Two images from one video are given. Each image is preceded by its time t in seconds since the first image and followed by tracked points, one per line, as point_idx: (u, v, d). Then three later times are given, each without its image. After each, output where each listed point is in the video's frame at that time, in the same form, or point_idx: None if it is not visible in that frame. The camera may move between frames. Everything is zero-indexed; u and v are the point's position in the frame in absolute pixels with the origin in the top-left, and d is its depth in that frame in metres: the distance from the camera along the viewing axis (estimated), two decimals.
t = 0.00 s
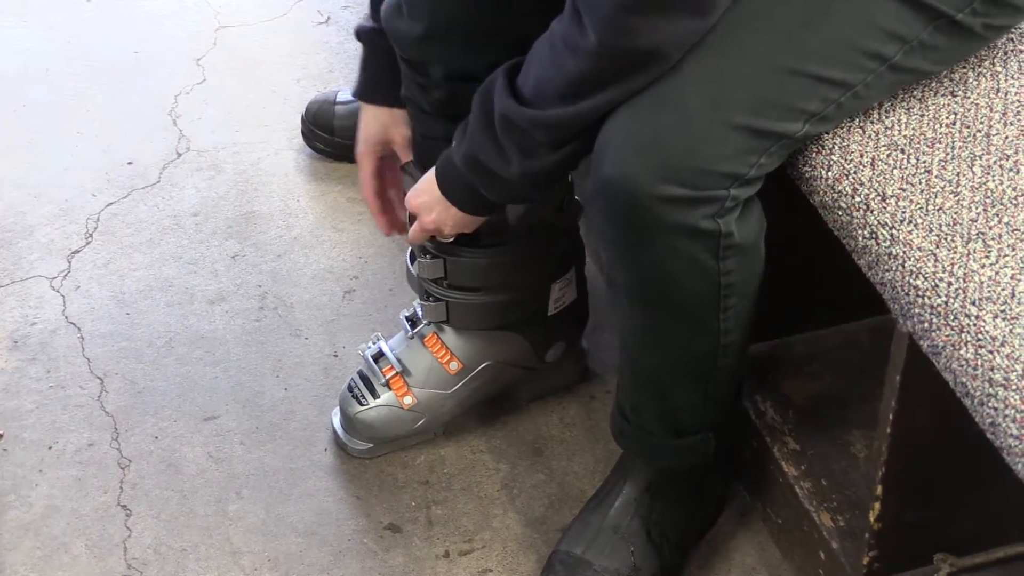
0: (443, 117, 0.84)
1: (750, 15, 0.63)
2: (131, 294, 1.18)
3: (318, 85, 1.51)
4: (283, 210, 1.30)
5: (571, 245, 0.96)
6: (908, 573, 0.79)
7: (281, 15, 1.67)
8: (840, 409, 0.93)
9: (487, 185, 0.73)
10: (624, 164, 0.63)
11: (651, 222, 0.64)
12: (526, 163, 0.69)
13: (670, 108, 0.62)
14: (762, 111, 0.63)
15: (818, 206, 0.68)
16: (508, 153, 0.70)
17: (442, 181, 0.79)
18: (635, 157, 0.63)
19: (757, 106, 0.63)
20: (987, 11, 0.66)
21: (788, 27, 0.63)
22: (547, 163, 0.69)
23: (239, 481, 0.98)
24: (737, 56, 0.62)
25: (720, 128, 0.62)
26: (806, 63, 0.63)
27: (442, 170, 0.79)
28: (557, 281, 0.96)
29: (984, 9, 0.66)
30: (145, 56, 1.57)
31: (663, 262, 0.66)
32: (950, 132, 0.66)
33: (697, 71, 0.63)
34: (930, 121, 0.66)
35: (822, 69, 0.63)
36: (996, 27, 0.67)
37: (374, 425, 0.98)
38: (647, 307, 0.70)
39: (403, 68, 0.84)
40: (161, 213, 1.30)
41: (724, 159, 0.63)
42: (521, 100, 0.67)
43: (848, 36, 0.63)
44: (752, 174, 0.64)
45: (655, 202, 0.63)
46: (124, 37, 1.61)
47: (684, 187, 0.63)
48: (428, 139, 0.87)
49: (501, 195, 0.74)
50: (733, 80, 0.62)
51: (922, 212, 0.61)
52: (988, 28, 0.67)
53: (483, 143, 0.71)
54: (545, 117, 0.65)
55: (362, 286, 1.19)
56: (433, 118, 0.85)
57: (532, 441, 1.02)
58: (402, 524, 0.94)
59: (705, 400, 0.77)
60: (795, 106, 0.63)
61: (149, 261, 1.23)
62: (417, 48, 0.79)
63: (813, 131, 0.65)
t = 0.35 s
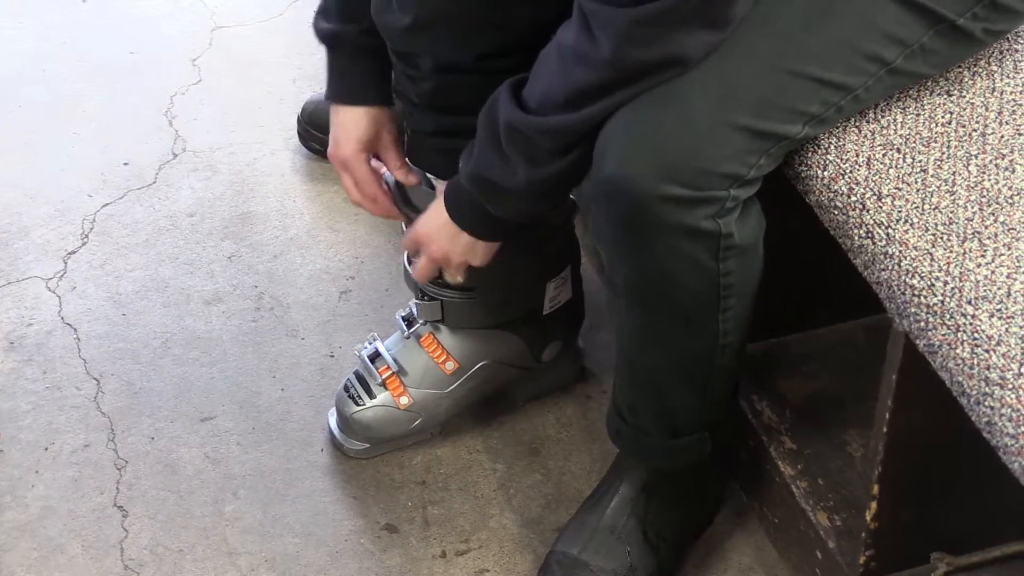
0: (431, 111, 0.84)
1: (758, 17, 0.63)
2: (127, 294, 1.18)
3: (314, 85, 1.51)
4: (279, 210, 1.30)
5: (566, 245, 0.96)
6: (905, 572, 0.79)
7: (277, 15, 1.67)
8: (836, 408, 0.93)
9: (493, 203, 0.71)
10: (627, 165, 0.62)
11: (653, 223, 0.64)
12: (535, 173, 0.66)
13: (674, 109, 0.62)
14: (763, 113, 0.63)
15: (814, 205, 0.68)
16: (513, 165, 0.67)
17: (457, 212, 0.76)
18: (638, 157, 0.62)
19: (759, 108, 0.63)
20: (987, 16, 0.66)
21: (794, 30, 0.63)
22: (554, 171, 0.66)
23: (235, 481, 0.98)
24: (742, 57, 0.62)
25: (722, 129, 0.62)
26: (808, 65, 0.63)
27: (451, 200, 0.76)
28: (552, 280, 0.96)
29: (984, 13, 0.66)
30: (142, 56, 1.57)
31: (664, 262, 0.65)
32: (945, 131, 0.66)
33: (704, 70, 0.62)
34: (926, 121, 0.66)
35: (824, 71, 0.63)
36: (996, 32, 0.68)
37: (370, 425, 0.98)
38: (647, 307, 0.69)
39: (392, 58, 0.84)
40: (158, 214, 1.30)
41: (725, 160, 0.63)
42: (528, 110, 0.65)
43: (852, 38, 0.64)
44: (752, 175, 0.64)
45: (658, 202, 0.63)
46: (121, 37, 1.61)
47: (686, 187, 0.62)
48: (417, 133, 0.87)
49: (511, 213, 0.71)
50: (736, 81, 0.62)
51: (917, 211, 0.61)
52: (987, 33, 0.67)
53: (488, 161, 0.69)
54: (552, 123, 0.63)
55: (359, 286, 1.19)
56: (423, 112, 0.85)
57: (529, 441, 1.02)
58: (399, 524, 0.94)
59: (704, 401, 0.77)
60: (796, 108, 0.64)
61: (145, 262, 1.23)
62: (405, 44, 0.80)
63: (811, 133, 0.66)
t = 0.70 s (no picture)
0: (431, 114, 0.84)
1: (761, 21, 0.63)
2: (125, 294, 1.18)
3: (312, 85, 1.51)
4: (277, 210, 1.30)
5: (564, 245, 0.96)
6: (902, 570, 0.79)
7: (275, 15, 1.67)
8: (835, 407, 0.93)
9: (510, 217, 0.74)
10: (629, 167, 0.62)
11: (655, 226, 0.64)
12: (546, 187, 0.70)
13: (677, 113, 0.62)
14: (766, 116, 0.63)
15: (812, 205, 0.68)
16: (524, 177, 0.70)
17: (479, 228, 0.79)
18: (641, 160, 0.62)
19: (760, 110, 0.63)
20: (988, 18, 0.66)
21: (794, 34, 0.63)
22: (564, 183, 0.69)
23: (234, 481, 0.98)
24: (744, 59, 0.63)
25: (724, 132, 0.62)
26: (810, 68, 0.63)
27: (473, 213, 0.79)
28: (551, 280, 0.96)
29: (985, 16, 0.66)
30: (139, 56, 1.56)
31: (666, 265, 0.65)
32: (943, 131, 0.66)
33: (706, 74, 0.62)
34: (923, 120, 0.66)
35: (826, 74, 0.64)
36: (996, 35, 0.68)
37: (369, 425, 0.98)
38: (648, 309, 0.69)
39: (394, 62, 0.84)
40: (156, 214, 1.29)
41: (727, 162, 0.63)
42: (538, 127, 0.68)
43: (853, 41, 0.64)
44: (754, 178, 0.64)
45: (661, 205, 0.62)
46: (118, 37, 1.61)
47: (689, 190, 0.62)
48: (419, 138, 0.87)
49: (524, 227, 0.74)
50: (739, 84, 0.62)
51: (916, 211, 0.61)
52: (988, 36, 0.67)
53: (502, 173, 0.72)
54: (560, 138, 0.66)
55: (357, 286, 1.19)
56: (422, 116, 0.85)
57: (527, 441, 1.02)
58: (397, 524, 0.94)
59: (704, 402, 0.77)
60: (798, 111, 0.64)
61: (143, 262, 1.23)
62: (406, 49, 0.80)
63: (814, 135, 0.66)
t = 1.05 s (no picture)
0: (427, 111, 0.84)
1: (763, 25, 0.64)
2: (125, 294, 1.18)
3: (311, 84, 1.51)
4: (276, 210, 1.30)
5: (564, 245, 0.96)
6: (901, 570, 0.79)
7: (274, 14, 1.67)
8: (834, 407, 0.93)
9: (523, 224, 0.74)
10: (636, 169, 0.62)
11: (662, 228, 0.63)
12: (558, 194, 0.70)
13: (681, 115, 0.62)
14: (770, 117, 0.63)
15: (811, 205, 0.68)
16: (535, 184, 0.70)
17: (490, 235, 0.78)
18: (648, 162, 0.62)
19: (765, 112, 0.63)
20: (989, 18, 0.67)
21: (797, 37, 0.64)
22: (576, 188, 0.69)
23: (233, 481, 0.98)
24: (747, 62, 0.63)
25: (730, 134, 0.62)
26: (814, 70, 0.64)
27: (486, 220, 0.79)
28: (551, 280, 0.96)
29: (986, 16, 0.67)
30: (138, 56, 1.56)
31: (673, 267, 0.65)
32: (943, 131, 0.66)
33: (711, 76, 0.63)
34: (923, 120, 0.66)
35: (831, 76, 0.64)
36: (997, 35, 0.68)
37: (368, 425, 0.98)
38: (654, 311, 0.69)
39: (388, 60, 0.84)
40: (155, 214, 1.29)
41: (734, 164, 0.63)
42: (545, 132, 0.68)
43: (856, 43, 0.64)
44: (760, 179, 0.64)
45: (668, 207, 0.62)
46: (117, 37, 1.61)
47: (696, 192, 0.62)
48: (414, 134, 0.87)
49: (539, 234, 0.74)
50: (742, 86, 0.63)
51: (916, 210, 0.61)
52: (989, 36, 0.68)
53: (512, 182, 0.72)
54: (569, 143, 0.66)
55: (357, 286, 1.19)
56: (419, 112, 0.85)
57: (527, 441, 1.02)
58: (396, 524, 0.94)
59: (707, 404, 0.77)
60: (802, 112, 0.64)
61: (142, 262, 1.23)
62: (401, 45, 0.79)
63: (818, 137, 0.66)
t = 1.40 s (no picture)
0: (427, 109, 0.84)
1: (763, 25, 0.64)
2: (125, 294, 1.18)
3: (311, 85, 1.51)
4: (276, 210, 1.30)
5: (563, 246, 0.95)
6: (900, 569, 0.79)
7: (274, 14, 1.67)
8: (834, 407, 0.93)
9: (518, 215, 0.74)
10: (639, 169, 0.62)
11: (664, 229, 0.63)
12: (549, 179, 0.69)
13: (684, 114, 0.62)
14: (771, 116, 0.63)
15: (811, 205, 0.67)
16: (529, 171, 0.70)
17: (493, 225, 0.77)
18: (650, 162, 0.62)
19: (767, 111, 0.63)
20: (988, 16, 0.67)
21: (798, 36, 0.64)
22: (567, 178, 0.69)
23: (233, 481, 0.98)
24: (748, 61, 0.63)
25: (732, 133, 0.62)
26: (815, 69, 0.64)
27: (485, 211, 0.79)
28: (551, 280, 0.96)
29: (985, 13, 0.67)
30: (138, 56, 1.56)
31: (675, 267, 0.65)
32: (942, 130, 0.65)
33: (714, 75, 0.63)
34: (923, 120, 0.66)
35: (832, 75, 0.64)
36: (996, 32, 0.68)
37: (368, 425, 0.98)
38: (655, 311, 0.69)
39: (387, 58, 0.84)
40: (155, 214, 1.29)
41: (736, 164, 0.63)
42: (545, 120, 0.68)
43: (857, 42, 0.65)
44: (762, 178, 0.64)
45: (671, 207, 0.62)
46: (117, 37, 1.61)
47: (700, 192, 0.62)
48: (412, 132, 0.87)
49: (532, 224, 0.73)
50: (745, 85, 0.63)
51: (916, 210, 0.61)
52: (989, 34, 0.68)
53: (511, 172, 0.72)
54: (560, 130, 0.66)
55: (356, 286, 1.19)
56: (418, 111, 0.84)
57: (527, 441, 1.02)
58: (396, 524, 0.94)
59: (707, 404, 0.77)
60: (804, 111, 0.64)
61: (142, 262, 1.23)
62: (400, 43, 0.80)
63: (818, 135, 0.66)
